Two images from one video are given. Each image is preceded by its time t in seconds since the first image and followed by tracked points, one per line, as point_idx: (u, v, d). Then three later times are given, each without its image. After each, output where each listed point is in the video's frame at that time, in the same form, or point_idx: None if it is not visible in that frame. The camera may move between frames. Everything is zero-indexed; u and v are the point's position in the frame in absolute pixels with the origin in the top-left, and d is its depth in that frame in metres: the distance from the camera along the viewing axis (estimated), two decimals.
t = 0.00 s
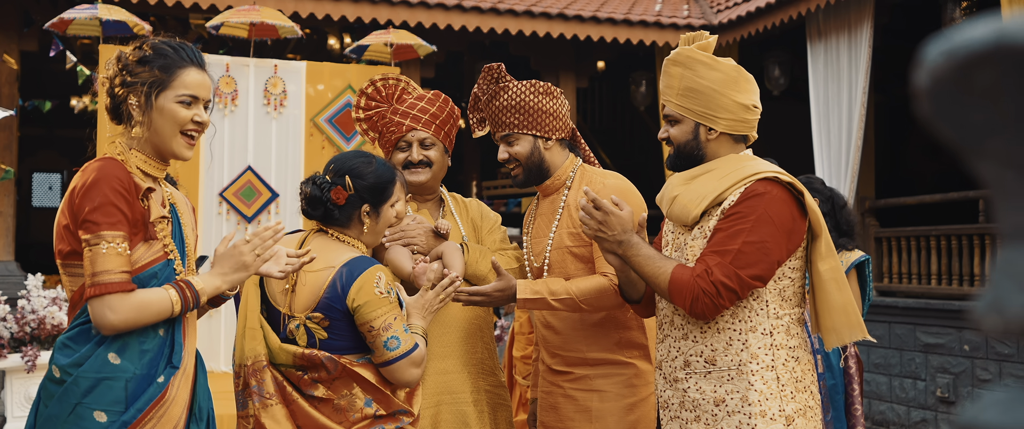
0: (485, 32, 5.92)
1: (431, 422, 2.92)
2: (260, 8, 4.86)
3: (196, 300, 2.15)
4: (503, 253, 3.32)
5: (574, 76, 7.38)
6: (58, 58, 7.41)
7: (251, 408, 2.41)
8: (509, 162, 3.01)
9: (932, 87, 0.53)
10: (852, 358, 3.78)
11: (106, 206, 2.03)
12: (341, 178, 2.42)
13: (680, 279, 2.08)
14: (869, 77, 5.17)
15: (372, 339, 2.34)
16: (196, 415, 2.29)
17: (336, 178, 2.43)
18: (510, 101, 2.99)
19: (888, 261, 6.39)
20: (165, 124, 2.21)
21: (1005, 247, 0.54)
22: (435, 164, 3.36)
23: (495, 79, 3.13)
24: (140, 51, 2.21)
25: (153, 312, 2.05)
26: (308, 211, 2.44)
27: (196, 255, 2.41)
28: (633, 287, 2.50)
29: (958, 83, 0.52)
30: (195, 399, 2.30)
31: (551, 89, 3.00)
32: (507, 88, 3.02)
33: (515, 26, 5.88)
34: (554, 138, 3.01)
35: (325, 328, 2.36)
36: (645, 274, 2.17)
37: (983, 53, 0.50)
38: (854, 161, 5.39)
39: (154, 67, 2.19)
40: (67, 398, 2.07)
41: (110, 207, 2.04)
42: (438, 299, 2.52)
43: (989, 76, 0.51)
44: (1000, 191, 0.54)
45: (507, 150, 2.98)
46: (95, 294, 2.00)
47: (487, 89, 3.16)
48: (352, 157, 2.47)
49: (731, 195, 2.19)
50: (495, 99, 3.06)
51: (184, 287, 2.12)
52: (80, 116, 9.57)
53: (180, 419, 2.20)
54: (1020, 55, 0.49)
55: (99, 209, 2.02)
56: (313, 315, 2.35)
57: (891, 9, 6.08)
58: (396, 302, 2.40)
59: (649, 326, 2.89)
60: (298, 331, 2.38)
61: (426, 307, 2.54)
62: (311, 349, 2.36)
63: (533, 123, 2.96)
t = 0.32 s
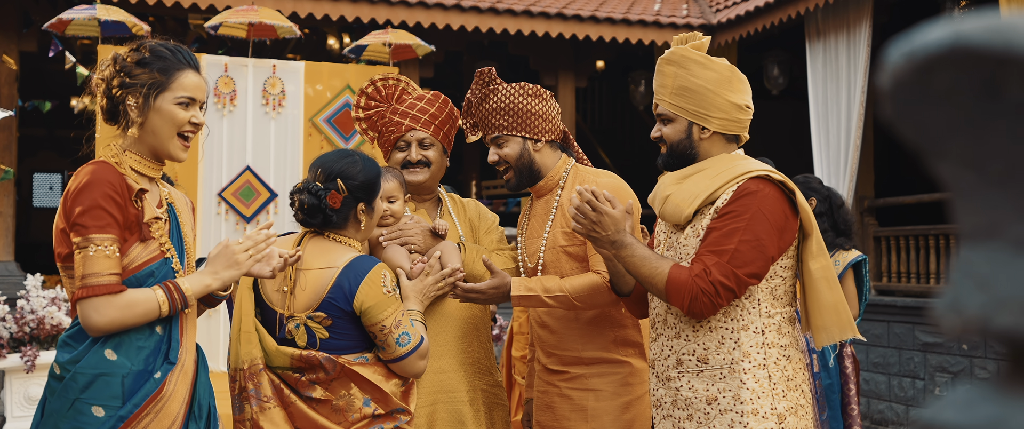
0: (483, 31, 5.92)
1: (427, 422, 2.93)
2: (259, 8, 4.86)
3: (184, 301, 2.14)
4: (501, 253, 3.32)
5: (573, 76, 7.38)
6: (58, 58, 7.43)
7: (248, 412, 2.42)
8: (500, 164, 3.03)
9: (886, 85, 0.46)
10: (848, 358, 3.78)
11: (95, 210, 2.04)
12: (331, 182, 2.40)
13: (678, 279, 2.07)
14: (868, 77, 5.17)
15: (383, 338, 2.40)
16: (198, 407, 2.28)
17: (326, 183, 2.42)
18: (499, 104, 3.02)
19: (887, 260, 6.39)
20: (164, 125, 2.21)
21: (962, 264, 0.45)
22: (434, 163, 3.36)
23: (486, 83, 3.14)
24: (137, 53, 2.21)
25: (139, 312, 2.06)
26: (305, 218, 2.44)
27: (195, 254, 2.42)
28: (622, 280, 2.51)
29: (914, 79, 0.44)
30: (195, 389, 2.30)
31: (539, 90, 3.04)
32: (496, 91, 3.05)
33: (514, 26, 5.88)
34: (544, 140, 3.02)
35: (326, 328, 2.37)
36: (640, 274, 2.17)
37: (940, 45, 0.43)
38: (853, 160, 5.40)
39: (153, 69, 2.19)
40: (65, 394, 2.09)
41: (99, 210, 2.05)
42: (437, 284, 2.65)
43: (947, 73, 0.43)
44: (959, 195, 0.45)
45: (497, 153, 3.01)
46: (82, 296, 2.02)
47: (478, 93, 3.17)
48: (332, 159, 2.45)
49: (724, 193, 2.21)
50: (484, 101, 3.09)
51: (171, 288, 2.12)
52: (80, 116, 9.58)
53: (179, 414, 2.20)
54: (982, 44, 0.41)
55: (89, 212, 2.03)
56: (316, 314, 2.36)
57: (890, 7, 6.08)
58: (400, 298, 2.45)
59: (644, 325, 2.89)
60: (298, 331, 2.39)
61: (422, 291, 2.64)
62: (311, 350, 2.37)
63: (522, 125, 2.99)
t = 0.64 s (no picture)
0: (482, 30, 5.91)
1: (422, 420, 2.94)
2: (257, 7, 4.85)
3: (184, 301, 2.16)
4: (498, 252, 3.33)
5: (572, 74, 7.37)
6: (57, 57, 7.42)
7: (244, 411, 2.42)
8: (491, 163, 3.05)
9: (843, 87, 0.46)
10: (844, 356, 3.79)
11: (89, 212, 2.05)
12: (329, 186, 2.41)
13: (664, 276, 2.08)
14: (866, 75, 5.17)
15: (382, 333, 2.43)
16: (195, 403, 2.28)
17: (323, 189, 2.42)
18: (491, 103, 3.03)
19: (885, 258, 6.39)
20: (166, 127, 2.22)
21: (917, 264, 0.45)
22: (430, 163, 3.37)
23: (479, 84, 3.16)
24: (137, 57, 2.22)
25: (139, 312, 2.07)
26: (309, 226, 2.43)
27: (193, 252, 2.43)
28: (616, 284, 2.52)
29: (867, 80, 0.44)
30: (193, 385, 2.30)
31: (531, 90, 3.06)
32: (487, 91, 3.07)
33: (513, 24, 5.88)
34: (536, 138, 3.04)
35: (327, 323, 2.38)
36: (628, 271, 2.18)
37: (891, 47, 0.42)
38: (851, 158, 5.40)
39: (154, 72, 2.21)
40: (64, 392, 2.11)
41: (92, 212, 2.06)
42: (445, 279, 2.71)
43: (899, 74, 0.43)
44: (914, 195, 0.45)
45: (488, 151, 3.03)
46: (81, 297, 2.03)
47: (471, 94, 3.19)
48: (320, 163, 2.44)
49: (714, 191, 2.22)
50: (476, 102, 3.11)
51: (172, 289, 2.14)
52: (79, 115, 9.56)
53: (175, 409, 2.19)
54: (928, 47, 0.41)
55: (82, 214, 2.04)
56: (317, 309, 2.37)
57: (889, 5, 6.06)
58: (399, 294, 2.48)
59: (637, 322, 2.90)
60: (297, 327, 2.39)
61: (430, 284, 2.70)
62: (311, 346, 2.38)
63: (513, 124, 3.00)
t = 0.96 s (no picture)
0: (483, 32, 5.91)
1: (421, 421, 2.94)
2: (257, 9, 4.85)
3: (175, 297, 2.15)
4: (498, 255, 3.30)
5: (573, 75, 7.38)
6: (60, 59, 7.44)
7: (241, 409, 2.43)
8: (488, 162, 3.04)
9: (806, 93, 0.46)
10: (842, 359, 3.76)
11: (86, 218, 2.06)
12: (329, 191, 2.42)
13: (660, 279, 2.07)
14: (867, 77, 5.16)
15: (380, 334, 2.44)
16: (193, 406, 2.27)
17: (323, 193, 2.42)
18: (490, 103, 3.04)
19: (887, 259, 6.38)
20: (171, 133, 2.25)
21: (874, 274, 0.46)
22: (430, 165, 3.37)
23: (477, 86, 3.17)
24: (141, 65, 2.24)
25: (133, 314, 2.08)
26: (310, 232, 2.43)
27: (193, 256, 2.44)
28: (610, 281, 2.52)
29: (827, 90, 0.45)
30: (191, 388, 2.29)
31: (531, 91, 3.09)
32: (486, 90, 3.07)
33: (513, 26, 5.87)
34: (534, 139, 3.05)
35: (326, 322, 2.39)
36: (625, 274, 2.18)
37: (846, 56, 0.43)
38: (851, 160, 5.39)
39: (158, 80, 2.24)
40: (63, 394, 2.12)
41: (90, 218, 2.07)
42: (444, 281, 2.74)
43: (854, 85, 0.43)
44: (873, 202, 0.46)
45: (486, 150, 3.02)
46: (80, 301, 2.04)
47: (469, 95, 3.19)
48: (318, 167, 2.43)
49: (708, 194, 2.22)
50: (473, 103, 3.12)
51: (164, 286, 2.13)
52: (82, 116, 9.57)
53: (173, 412, 2.20)
54: (880, 58, 0.41)
55: (79, 220, 2.05)
56: (316, 309, 2.38)
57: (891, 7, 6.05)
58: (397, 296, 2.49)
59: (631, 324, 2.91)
60: (296, 326, 2.40)
61: (430, 287, 2.73)
62: (308, 345, 2.38)
63: (511, 123, 3.02)
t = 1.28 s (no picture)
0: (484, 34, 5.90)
1: (420, 423, 2.93)
2: (258, 11, 4.85)
3: (184, 309, 2.19)
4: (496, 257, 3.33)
5: (574, 77, 7.37)
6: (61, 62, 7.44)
7: (235, 406, 2.44)
8: (486, 163, 3.05)
9: (767, 102, 0.47)
10: (841, 361, 3.74)
11: (90, 220, 2.07)
12: (332, 195, 2.43)
13: (652, 281, 2.08)
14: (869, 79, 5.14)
15: (373, 338, 2.44)
16: (191, 410, 2.26)
17: (326, 198, 2.43)
18: (488, 105, 3.04)
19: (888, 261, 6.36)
20: (174, 139, 2.27)
21: (832, 281, 0.46)
22: (429, 168, 3.37)
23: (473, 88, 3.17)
24: (145, 72, 2.24)
25: (141, 317, 2.09)
26: (313, 234, 2.44)
27: (193, 261, 2.44)
28: (607, 287, 2.54)
29: (783, 99, 0.46)
30: (191, 391, 2.28)
31: (527, 94, 3.10)
32: (483, 93, 3.07)
33: (514, 28, 5.86)
34: (531, 142, 3.07)
35: (321, 323, 2.40)
36: (617, 276, 2.19)
37: (800, 66, 0.44)
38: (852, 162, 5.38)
39: (164, 87, 2.24)
40: (62, 395, 2.13)
41: (94, 220, 2.08)
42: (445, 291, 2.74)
43: (809, 94, 0.44)
44: (830, 209, 0.47)
45: (484, 151, 3.03)
46: (82, 300, 2.03)
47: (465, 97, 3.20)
48: (323, 172, 2.46)
49: (702, 197, 2.22)
50: (471, 105, 3.12)
51: (175, 297, 2.17)
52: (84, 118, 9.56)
53: (171, 412, 2.20)
54: (831, 68, 0.42)
55: (83, 221, 2.06)
56: (313, 309, 2.39)
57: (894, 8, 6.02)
58: (393, 301, 2.50)
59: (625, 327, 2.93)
60: (292, 326, 2.40)
61: (430, 295, 2.73)
62: (303, 345, 2.39)
63: (510, 126, 3.02)
